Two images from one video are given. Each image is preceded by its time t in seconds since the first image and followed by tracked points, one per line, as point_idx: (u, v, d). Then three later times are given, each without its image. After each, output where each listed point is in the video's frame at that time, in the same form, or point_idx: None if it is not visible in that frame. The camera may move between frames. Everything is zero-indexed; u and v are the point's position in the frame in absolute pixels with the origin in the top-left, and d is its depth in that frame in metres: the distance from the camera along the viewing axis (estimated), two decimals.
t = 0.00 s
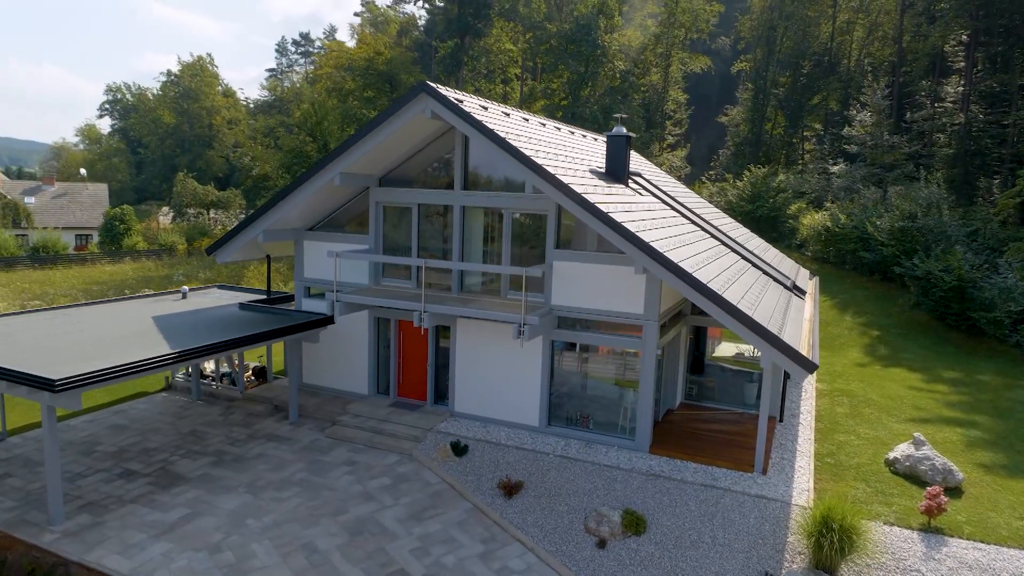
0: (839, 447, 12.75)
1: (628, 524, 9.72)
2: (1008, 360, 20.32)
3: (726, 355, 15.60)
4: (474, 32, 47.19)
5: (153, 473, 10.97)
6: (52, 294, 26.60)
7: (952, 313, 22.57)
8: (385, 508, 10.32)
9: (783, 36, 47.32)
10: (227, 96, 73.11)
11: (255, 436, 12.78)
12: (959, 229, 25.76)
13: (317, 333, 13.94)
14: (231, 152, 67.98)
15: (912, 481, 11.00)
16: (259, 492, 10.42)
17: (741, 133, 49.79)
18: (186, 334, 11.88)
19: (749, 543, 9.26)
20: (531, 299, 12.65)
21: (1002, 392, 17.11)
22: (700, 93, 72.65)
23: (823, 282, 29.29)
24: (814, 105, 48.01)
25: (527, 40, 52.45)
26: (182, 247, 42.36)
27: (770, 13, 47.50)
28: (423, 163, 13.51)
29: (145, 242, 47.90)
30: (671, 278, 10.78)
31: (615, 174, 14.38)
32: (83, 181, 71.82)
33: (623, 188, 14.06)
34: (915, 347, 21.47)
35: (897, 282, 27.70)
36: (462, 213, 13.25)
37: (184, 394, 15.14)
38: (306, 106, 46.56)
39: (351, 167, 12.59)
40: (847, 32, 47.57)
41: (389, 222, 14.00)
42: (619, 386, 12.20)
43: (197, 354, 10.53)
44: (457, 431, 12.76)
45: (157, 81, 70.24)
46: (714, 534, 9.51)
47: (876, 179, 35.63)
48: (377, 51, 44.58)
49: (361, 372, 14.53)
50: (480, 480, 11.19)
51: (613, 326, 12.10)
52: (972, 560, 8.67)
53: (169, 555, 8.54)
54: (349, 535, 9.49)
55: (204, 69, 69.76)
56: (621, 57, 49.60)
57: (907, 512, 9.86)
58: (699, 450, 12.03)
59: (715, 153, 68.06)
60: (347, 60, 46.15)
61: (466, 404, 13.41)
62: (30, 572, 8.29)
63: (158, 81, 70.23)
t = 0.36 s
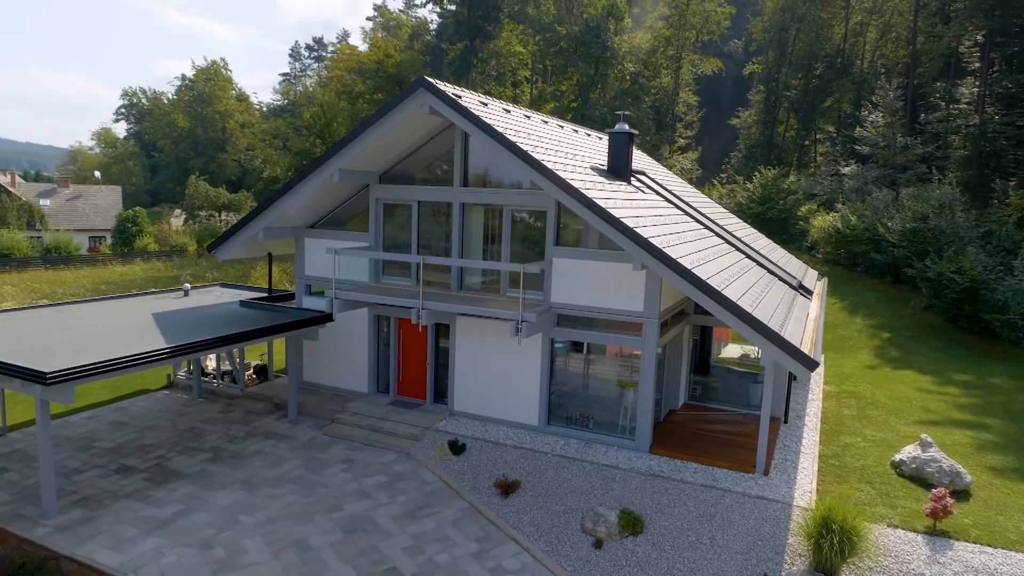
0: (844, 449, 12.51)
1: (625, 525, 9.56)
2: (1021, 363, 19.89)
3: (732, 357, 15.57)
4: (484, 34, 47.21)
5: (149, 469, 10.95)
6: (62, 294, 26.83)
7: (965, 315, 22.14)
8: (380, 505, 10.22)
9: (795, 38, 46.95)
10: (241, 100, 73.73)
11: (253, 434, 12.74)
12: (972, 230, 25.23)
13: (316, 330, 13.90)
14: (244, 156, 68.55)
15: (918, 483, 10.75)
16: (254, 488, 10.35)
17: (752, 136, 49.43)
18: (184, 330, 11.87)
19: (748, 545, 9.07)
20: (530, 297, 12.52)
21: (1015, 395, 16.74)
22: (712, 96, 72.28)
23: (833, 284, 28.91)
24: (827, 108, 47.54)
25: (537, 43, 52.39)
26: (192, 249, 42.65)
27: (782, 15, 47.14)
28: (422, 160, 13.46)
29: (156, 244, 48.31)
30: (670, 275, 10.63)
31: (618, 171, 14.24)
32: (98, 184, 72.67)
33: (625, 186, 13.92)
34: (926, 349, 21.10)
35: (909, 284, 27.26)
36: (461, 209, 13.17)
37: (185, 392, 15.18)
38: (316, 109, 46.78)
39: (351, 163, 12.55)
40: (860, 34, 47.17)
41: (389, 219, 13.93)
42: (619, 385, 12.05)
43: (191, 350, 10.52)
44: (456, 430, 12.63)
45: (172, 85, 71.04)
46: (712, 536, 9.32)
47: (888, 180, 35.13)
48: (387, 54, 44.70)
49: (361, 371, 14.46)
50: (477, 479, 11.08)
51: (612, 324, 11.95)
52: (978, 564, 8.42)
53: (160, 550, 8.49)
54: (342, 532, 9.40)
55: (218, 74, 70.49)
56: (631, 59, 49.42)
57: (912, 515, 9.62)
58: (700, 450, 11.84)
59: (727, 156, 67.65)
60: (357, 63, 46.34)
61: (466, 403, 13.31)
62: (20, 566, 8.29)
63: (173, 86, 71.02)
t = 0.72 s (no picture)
0: (849, 451, 12.27)
1: (622, 524, 9.39)
2: None
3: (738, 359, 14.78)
4: (493, 36, 47.17)
5: (145, 465, 10.93)
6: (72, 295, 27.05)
7: (977, 317, 21.74)
8: (375, 503, 10.13)
9: (807, 39, 46.51)
10: (253, 104, 74.30)
11: (252, 431, 12.71)
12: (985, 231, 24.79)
13: (316, 328, 13.85)
14: (255, 160, 69.03)
15: (924, 485, 10.51)
16: (249, 485, 10.30)
17: (763, 138, 49.04)
18: (182, 326, 11.88)
19: (747, 546, 8.88)
20: (529, 294, 12.41)
21: None
22: (723, 99, 71.84)
23: (844, 286, 28.50)
24: (839, 110, 47.04)
25: (547, 45, 52.36)
26: (201, 250, 42.92)
27: (794, 17, 46.76)
28: (422, 157, 13.42)
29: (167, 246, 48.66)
30: (670, 272, 10.48)
31: (620, 168, 14.10)
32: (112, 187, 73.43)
33: (627, 183, 13.78)
34: (937, 352, 20.72)
35: (921, 286, 26.82)
36: (461, 206, 13.10)
37: (187, 390, 15.20)
38: (326, 112, 46.98)
39: (350, 159, 12.53)
40: (872, 35, 46.67)
41: (389, 217, 13.89)
42: (619, 384, 11.89)
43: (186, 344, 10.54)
44: (454, 428, 12.52)
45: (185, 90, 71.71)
46: (710, 536, 9.14)
47: (900, 182, 34.70)
48: (396, 57, 44.82)
49: (361, 369, 14.39)
50: (473, 478, 10.96)
51: (612, 322, 11.81)
52: (984, 568, 8.19)
53: (151, 545, 8.45)
54: (335, 529, 9.31)
55: (231, 78, 71.12)
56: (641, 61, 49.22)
57: (917, 517, 9.40)
58: (701, 451, 11.65)
59: (738, 159, 67.18)
60: (367, 66, 46.48)
61: (465, 401, 13.20)
62: (11, 559, 8.28)
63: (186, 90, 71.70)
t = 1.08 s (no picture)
0: (855, 452, 12.02)
1: (619, 524, 9.23)
2: None
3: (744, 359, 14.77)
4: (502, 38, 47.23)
5: (142, 460, 10.93)
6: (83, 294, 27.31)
7: (990, 319, 21.33)
8: (369, 500, 10.03)
9: (819, 41, 46.05)
10: (266, 108, 74.93)
11: (250, 428, 12.68)
12: (1000, 232, 24.34)
13: (315, 325, 13.80)
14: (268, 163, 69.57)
15: (930, 487, 10.26)
16: (243, 481, 10.25)
17: (775, 141, 48.65)
18: (181, 322, 11.87)
19: (746, 547, 8.68)
20: (529, 291, 12.29)
21: None
22: (736, 101, 71.37)
23: (855, 287, 28.10)
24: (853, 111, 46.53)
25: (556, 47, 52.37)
26: (211, 252, 43.23)
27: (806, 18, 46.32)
28: (422, 154, 13.35)
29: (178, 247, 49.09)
30: (670, 268, 10.34)
31: (621, 166, 13.96)
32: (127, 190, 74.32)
33: (629, 180, 13.63)
34: (949, 354, 20.32)
35: (933, 288, 26.37)
36: (461, 203, 13.02)
37: (188, 387, 15.23)
38: (336, 115, 47.22)
39: (349, 156, 12.48)
40: (886, 36, 46.10)
41: (389, 214, 13.83)
42: (619, 383, 11.72)
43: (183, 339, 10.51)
44: (452, 426, 12.41)
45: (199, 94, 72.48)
46: (708, 536, 8.96)
47: (913, 183, 34.15)
48: (406, 60, 44.97)
49: (360, 367, 14.32)
50: (470, 476, 10.84)
51: (612, 319, 11.66)
52: (990, 571, 7.96)
53: (142, 539, 8.41)
54: (328, 526, 9.22)
55: (244, 82, 71.80)
56: (651, 63, 49.02)
57: (922, 519, 9.16)
58: (702, 451, 11.46)
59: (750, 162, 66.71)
60: (377, 69, 46.71)
61: (464, 400, 13.09)
62: (2, 552, 8.30)
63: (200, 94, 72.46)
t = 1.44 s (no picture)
0: (859, 453, 11.79)
1: (615, 524, 9.09)
2: None
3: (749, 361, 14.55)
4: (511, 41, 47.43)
5: (139, 456, 10.92)
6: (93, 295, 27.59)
7: (1003, 322, 20.94)
8: (363, 498, 9.96)
9: (831, 43, 45.35)
10: (279, 112, 75.50)
11: (248, 426, 12.66)
12: (1013, 233, 23.90)
13: (315, 323, 13.77)
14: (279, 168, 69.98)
15: (936, 490, 10.04)
16: (238, 478, 10.22)
17: (786, 144, 48.27)
18: (178, 318, 11.93)
19: (744, 548, 8.51)
20: (528, 289, 12.20)
21: None
22: (747, 104, 70.98)
23: (865, 290, 27.70)
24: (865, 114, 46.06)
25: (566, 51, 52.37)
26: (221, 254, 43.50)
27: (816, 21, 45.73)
28: (422, 152, 13.30)
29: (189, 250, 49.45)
30: (668, 265, 10.20)
31: (623, 164, 13.84)
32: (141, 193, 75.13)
33: (631, 177, 13.51)
34: (960, 357, 19.95)
35: (945, 290, 25.94)
36: (460, 200, 12.95)
37: (189, 385, 15.27)
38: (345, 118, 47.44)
39: (348, 153, 12.44)
40: (898, 38, 45.59)
41: (389, 212, 13.77)
42: (619, 383, 11.57)
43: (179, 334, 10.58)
44: (449, 425, 12.30)
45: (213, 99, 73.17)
46: (706, 537, 8.79)
47: (925, 185, 33.69)
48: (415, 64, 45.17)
49: (360, 366, 14.25)
50: (466, 475, 10.73)
51: (611, 317, 11.53)
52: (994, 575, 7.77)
53: (133, 534, 8.38)
54: (321, 523, 9.15)
55: (256, 87, 72.41)
56: (660, 65, 48.82)
57: (925, 521, 8.96)
58: (702, 451, 11.28)
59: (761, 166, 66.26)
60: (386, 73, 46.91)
61: (463, 399, 12.98)
62: None
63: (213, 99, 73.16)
